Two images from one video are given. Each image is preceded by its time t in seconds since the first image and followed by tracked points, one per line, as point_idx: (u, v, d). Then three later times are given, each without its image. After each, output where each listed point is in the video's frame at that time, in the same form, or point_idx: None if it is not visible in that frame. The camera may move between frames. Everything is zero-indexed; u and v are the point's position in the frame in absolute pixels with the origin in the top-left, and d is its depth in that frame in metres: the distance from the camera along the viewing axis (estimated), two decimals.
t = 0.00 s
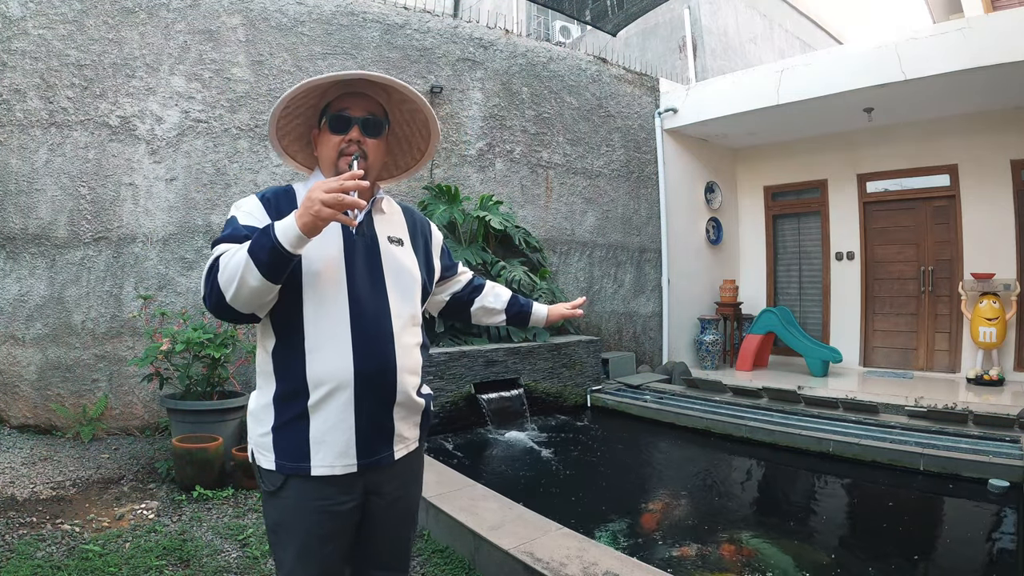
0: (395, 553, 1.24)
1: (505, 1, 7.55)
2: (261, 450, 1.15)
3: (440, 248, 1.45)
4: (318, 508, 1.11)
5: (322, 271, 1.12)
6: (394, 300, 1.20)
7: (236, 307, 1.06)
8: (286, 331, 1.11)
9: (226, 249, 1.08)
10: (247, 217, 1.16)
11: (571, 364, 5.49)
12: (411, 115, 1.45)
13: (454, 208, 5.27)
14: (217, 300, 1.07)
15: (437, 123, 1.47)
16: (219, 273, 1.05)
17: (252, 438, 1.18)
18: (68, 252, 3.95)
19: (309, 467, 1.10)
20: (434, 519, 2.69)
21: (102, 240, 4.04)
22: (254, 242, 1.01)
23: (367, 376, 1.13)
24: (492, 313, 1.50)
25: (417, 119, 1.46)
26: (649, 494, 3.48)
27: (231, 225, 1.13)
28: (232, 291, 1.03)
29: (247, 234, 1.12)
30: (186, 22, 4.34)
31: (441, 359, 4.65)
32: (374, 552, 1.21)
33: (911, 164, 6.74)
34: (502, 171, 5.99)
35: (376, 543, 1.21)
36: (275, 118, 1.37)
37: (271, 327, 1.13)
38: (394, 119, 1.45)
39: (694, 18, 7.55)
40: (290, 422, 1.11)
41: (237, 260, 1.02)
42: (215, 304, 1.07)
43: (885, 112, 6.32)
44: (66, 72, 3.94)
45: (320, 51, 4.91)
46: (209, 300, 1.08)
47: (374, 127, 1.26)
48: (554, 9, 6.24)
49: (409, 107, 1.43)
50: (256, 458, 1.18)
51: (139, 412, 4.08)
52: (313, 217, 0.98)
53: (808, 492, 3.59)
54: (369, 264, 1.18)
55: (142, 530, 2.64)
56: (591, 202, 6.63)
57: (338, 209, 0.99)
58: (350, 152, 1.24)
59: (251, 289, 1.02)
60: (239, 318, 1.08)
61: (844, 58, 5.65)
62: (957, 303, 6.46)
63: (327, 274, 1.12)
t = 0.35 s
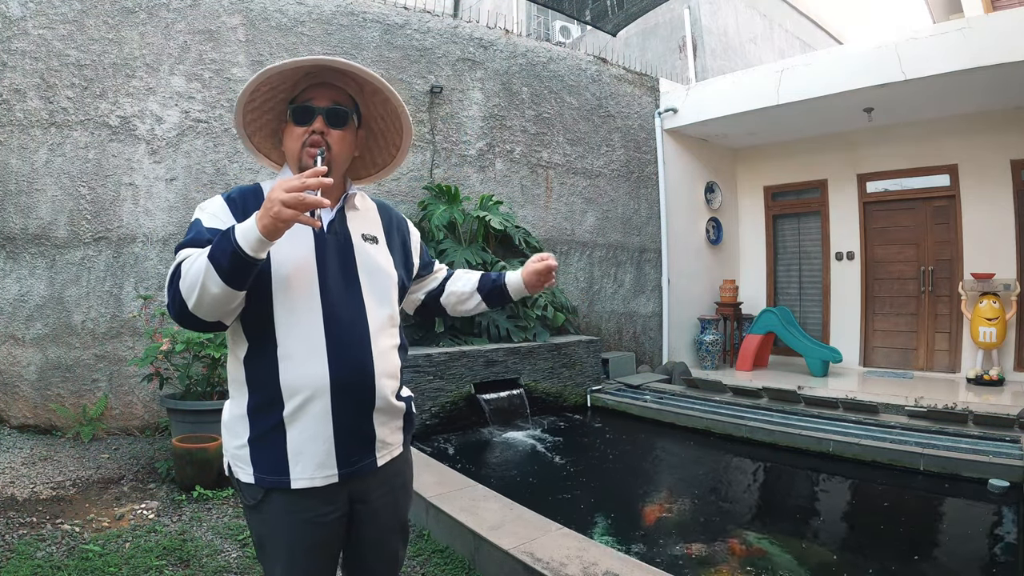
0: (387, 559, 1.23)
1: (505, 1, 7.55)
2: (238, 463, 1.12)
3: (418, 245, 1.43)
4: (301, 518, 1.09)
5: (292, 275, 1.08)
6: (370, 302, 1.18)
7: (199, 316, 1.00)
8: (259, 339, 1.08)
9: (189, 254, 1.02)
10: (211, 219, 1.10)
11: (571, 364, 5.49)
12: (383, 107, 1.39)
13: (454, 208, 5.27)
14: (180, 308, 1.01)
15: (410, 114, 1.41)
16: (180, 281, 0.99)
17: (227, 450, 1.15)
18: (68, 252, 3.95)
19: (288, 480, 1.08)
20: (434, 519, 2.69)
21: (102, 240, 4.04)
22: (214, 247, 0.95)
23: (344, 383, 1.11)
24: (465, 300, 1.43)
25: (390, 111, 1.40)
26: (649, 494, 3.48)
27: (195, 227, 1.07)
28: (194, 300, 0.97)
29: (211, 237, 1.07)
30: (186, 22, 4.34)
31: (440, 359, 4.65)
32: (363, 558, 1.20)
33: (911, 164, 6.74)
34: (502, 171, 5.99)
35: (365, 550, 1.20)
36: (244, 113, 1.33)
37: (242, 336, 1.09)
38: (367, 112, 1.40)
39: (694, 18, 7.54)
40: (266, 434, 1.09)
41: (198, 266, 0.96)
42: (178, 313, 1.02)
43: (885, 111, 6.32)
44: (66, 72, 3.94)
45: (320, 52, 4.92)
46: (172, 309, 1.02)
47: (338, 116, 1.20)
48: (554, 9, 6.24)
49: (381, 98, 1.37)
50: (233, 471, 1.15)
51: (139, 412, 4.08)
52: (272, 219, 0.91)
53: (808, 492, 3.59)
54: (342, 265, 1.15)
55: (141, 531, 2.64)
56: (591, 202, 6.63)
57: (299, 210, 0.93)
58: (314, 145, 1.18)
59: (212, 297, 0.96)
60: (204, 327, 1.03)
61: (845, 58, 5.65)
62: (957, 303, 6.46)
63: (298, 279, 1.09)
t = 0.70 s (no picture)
0: (385, 560, 1.23)
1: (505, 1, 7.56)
2: (230, 475, 1.10)
3: (397, 241, 1.43)
4: (299, 524, 1.09)
5: (280, 282, 1.07)
6: (359, 304, 1.18)
7: (184, 326, 0.97)
8: (249, 349, 1.06)
9: (170, 262, 0.99)
10: (189, 223, 1.07)
11: (571, 364, 5.49)
12: (363, 99, 1.38)
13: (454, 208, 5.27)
14: (164, 320, 0.98)
15: (392, 107, 1.41)
16: (163, 291, 0.96)
17: (216, 461, 1.13)
18: (68, 252, 3.95)
19: (286, 489, 1.07)
20: (434, 519, 2.69)
21: (102, 240, 4.04)
22: (200, 254, 0.92)
23: (339, 388, 1.11)
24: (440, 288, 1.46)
25: (371, 103, 1.39)
26: (648, 494, 3.48)
27: (173, 233, 1.04)
28: (180, 310, 0.95)
29: (192, 243, 1.04)
30: (186, 22, 4.34)
31: (440, 359, 4.65)
32: (360, 559, 1.21)
33: (911, 164, 6.74)
34: (502, 171, 5.99)
35: (363, 551, 1.20)
36: (217, 111, 1.28)
37: (230, 346, 1.07)
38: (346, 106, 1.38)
39: (694, 18, 7.54)
40: (261, 444, 1.08)
41: (183, 275, 0.93)
42: (162, 325, 0.99)
43: (885, 112, 6.32)
44: (66, 72, 3.94)
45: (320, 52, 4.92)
46: (156, 321, 0.99)
47: (324, 113, 1.20)
48: (554, 9, 6.24)
49: (360, 91, 1.36)
50: (223, 482, 1.13)
51: (139, 412, 4.08)
52: (262, 223, 0.90)
53: (808, 492, 3.59)
54: (328, 268, 1.15)
55: (141, 531, 2.64)
56: (590, 202, 6.63)
57: (290, 210, 0.91)
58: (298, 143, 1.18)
59: (200, 307, 0.94)
60: (190, 338, 1.00)
61: (845, 58, 5.65)
62: (957, 303, 6.46)
63: (287, 285, 1.08)
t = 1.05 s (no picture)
0: (382, 558, 1.23)
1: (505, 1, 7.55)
2: (228, 480, 1.10)
3: (385, 242, 1.43)
4: (299, 525, 1.09)
5: (277, 286, 1.07)
6: (353, 306, 1.18)
7: (181, 332, 0.97)
8: (247, 354, 1.06)
9: (165, 267, 0.99)
10: (181, 227, 1.07)
11: (571, 363, 5.49)
12: (349, 95, 1.39)
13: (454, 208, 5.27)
14: (161, 326, 0.98)
15: (381, 103, 1.42)
16: (159, 296, 0.95)
17: (213, 468, 1.12)
18: (68, 252, 3.95)
19: (287, 493, 1.07)
20: (433, 519, 2.69)
21: (102, 240, 4.04)
22: (197, 257, 0.92)
23: (337, 391, 1.11)
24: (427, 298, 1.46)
25: (358, 99, 1.39)
26: (648, 494, 3.48)
27: (165, 237, 1.03)
28: (177, 316, 0.94)
29: (186, 247, 1.04)
30: (186, 22, 4.33)
31: (440, 359, 4.65)
32: (358, 558, 1.21)
33: (912, 164, 6.74)
34: (502, 171, 5.99)
35: (361, 550, 1.21)
36: (203, 112, 1.27)
37: (226, 352, 1.06)
38: (333, 102, 1.38)
39: (694, 18, 7.53)
40: (260, 448, 1.07)
41: (180, 280, 0.93)
42: (158, 331, 0.98)
43: (885, 112, 6.31)
44: (66, 72, 3.94)
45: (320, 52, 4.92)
46: (151, 327, 0.99)
47: (314, 111, 1.21)
48: (554, 9, 6.24)
49: (346, 87, 1.37)
50: (220, 488, 1.12)
51: (139, 413, 4.08)
52: (263, 222, 0.90)
53: (808, 492, 3.59)
54: (322, 271, 1.15)
55: (142, 531, 2.64)
56: (590, 202, 6.63)
57: (289, 209, 0.91)
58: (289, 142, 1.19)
59: (198, 311, 0.93)
60: (186, 344, 0.99)
61: (845, 58, 5.65)
62: (957, 303, 6.46)
63: (284, 289, 1.08)
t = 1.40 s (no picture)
0: (382, 557, 1.23)
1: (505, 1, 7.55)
2: (230, 482, 1.09)
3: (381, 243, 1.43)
4: (300, 525, 1.09)
5: (279, 286, 1.07)
6: (353, 306, 1.19)
7: (183, 332, 0.96)
8: (249, 355, 1.05)
9: (166, 267, 0.99)
10: (181, 227, 1.07)
11: (571, 364, 5.49)
12: (336, 90, 1.40)
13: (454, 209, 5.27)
14: (161, 327, 0.97)
15: (368, 93, 1.44)
16: (161, 296, 0.95)
17: (214, 470, 1.12)
18: (68, 252, 3.95)
19: (291, 493, 1.07)
20: (434, 519, 2.69)
21: (102, 240, 4.04)
22: (200, 256, 0.92)
23: (340, 391, 1.11)
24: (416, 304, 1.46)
25: (346, 92, 1.41)
26: (648, 495, 3.48)
27: (165, 238, 1.03)
28: (179, 316, 0.94)
29: (186, 248, 1.04)
30: (186, 22, 4.33)
31: (440, 359, 4.65)
32: (358, 558, 1.21)
33: (911, 164, 6.74)
34: (502, 171, 5.99)
35: (360, 549, 1.21)
36: (194, 123, 1.23)
37: (227, 353, 1.06)
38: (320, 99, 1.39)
39: (694, 18, 7.54)
40: (263, 449, 1.07)
41: (182, 279, 0.93)
42: (159, 333, 0.98)
43: (885, 112, 6.32)
44: (66, 72, 3.94)
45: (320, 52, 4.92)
46: (152, 327, 0.98)
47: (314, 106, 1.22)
48: (554, 9, 6.24)
49: (331, 82, 1.38)
50: (222, 490, 1.12)
51: (139, 413, 4.08)
52: (266, 221, 0.90)
53: (808, 493, 3.58)
54: (322, 271, 1.15)
55: (142, 531, 2.64)
56: (590, 202, 6.63)
57: (293, 208, 0.92)
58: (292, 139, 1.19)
59: (201, 310, 0.93)
60: (188, 344, 0.99)
61: (845, 58, 5.65)
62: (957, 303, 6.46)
63: (286, 289, 1.08)
